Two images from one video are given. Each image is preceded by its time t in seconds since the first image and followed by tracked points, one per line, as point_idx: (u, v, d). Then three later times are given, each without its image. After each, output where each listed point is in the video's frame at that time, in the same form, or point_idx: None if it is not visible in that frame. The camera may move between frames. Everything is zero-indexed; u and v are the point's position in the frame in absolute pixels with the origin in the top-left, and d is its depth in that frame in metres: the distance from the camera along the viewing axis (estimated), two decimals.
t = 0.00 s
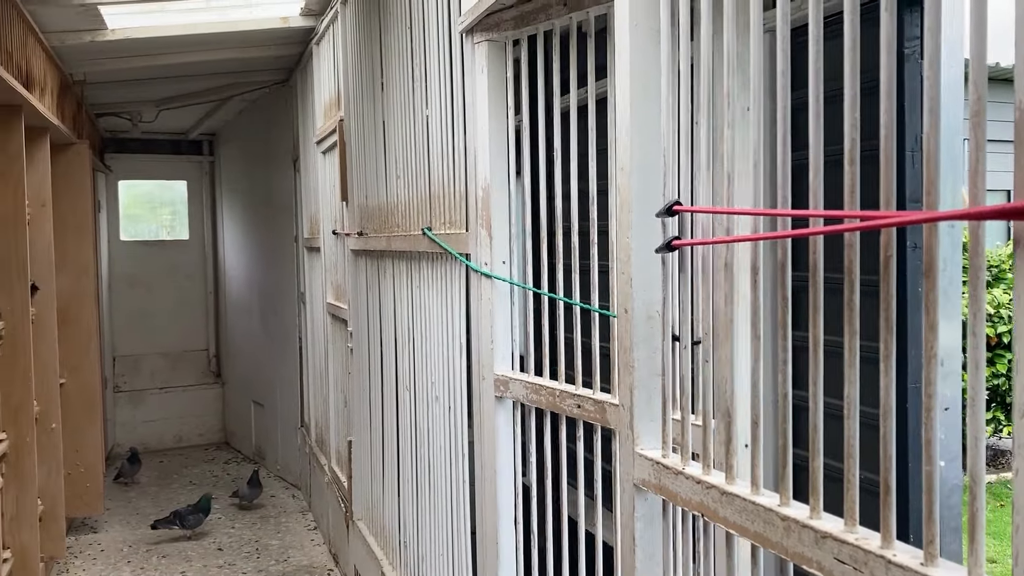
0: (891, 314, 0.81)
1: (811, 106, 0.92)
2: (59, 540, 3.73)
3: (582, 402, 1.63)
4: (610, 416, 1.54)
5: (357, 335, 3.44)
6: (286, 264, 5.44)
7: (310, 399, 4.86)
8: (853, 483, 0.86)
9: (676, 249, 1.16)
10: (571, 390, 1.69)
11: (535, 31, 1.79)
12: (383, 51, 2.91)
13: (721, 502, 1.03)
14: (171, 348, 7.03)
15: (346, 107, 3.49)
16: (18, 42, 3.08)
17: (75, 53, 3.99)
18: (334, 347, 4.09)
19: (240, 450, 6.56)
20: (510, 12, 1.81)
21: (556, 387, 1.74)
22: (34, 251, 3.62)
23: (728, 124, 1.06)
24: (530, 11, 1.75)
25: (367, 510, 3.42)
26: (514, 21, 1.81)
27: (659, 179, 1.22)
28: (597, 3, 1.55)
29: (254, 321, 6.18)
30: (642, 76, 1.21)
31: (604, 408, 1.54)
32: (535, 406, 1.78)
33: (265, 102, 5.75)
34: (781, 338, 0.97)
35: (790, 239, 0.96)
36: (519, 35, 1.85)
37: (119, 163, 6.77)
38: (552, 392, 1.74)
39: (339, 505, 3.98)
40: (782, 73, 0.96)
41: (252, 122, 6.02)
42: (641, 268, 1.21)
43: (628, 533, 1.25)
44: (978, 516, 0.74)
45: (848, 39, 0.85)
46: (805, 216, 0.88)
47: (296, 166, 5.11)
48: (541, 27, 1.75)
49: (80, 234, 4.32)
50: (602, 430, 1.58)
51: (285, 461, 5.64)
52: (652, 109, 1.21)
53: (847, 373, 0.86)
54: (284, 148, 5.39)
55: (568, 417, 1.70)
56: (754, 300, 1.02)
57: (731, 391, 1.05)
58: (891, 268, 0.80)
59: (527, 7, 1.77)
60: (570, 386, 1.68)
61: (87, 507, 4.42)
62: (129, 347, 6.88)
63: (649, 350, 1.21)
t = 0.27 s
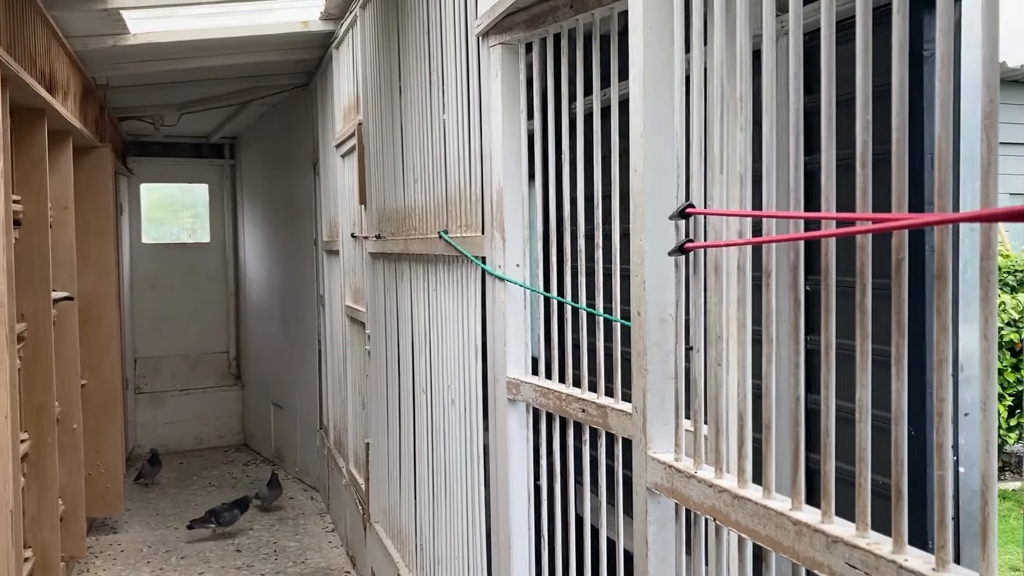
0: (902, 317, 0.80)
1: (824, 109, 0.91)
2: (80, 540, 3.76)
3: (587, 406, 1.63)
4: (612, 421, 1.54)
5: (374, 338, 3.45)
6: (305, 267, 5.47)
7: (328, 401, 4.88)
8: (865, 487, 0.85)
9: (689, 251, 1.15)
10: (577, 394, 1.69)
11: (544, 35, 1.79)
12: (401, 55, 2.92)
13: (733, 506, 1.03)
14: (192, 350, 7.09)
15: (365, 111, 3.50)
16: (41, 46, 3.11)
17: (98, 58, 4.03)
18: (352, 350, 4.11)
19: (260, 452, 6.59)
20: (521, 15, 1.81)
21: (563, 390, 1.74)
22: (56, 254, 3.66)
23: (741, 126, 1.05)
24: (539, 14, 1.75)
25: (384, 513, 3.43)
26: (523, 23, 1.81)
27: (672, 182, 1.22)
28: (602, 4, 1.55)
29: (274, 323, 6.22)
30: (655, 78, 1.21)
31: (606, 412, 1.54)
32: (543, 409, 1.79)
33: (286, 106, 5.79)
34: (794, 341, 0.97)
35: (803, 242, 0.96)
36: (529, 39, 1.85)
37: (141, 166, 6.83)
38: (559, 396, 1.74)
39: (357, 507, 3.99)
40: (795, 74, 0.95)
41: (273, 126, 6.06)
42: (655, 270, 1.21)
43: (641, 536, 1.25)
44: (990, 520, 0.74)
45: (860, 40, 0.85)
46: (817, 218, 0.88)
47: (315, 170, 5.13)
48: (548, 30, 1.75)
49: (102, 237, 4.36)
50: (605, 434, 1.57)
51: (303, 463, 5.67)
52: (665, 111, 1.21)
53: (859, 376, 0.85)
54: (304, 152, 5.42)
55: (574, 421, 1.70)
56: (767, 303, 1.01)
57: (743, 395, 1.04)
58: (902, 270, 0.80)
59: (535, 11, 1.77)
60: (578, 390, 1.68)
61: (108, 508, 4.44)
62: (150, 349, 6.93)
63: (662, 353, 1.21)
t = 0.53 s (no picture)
0: (916, 322, 0.79)
1: (838, 112, 0.91)
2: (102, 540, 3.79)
3: (592, 411, 1.62)
4: (615, 427, 1.54)
5: (393, 342, 3.46)
6: (326, 271, 5.49)
7: (348, 404, 4.90)
8: (879, 494, 0.84)
9: (704, 255, 1.15)
10: (584, 399, 1.69)
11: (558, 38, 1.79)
12: (421, 60, 2.93)
13: (747, 512, 1.02)
14: (215, 353, 7.13)
15: (385, 116, 3.52)
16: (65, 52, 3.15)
17: (122, 63, 4.07)
18: (372, 354, 4.12)
19: (281, 455, 6.62)
20: (534, 20, 1.81)
21: (571, 395, 1.75)
22: (80, 257, 3.70)
23: (755, 129, 1.05)
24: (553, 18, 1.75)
25: (402, 516, 3.44)
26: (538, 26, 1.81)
27: (687, 186, 1.21)
28: (608, 5, 1.55)
29: (295, 327, 6.24)
30: (670, 81, 1.20)
31: (608, 417, 1.54)
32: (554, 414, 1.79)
33: (307, 111, 5.82)
34: (807, 346, 0.96)
35: (818, 246, 0.95)
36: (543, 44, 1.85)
37: (165, 171, 6.89)
38: (568, 401, 1.75)
39: (376, 511, 4.00)
40: (809, 77, 0.95)
41: (295, 131, 6.10)
42: (669, 275, 1.20)
43: (655, 542, 1.24)
44: (1004, 527, 0.73)
45: (873, 43, 0.84)
46: (831, 222, 0.87)
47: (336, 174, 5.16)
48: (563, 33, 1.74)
49: (126, 241, 4.40)
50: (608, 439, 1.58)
51: (324, 466, 5.68)
52: (680, 114, 1.21)
53: (873, 382, 0.85)
54: (325, 156, 5.45)
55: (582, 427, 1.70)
56: (781, 308, 1.01)
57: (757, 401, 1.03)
58: (916, 274, 0.79)
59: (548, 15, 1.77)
60: (587, 396, 1.68)
61: (130, 509, 4.47)
62: (173, 351, 6.99)
63: (676, 358, 1.20)
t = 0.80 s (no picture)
0: (933, 328, 0.78)
1: (854, 116, 0.90)
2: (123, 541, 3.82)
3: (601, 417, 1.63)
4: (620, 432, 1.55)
5: (412, 345, 3.46)
6: (346, 275, 5.51)
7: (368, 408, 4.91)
8: (895, 502, 0.83)
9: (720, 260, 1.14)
10: (592, 405, 1.70)
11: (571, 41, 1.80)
12: (440, 65, 2.93)
13: (762, 519, 1.01)
14: (236, 356, 7.17)
15: (404, 120, 3.53)
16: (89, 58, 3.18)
17: (145, 68, 4.11)
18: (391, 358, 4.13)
19: (301, 458, 6.65)
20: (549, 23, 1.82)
21: (581, 400, 1.75)
22: (103, 261, 3.73)
23: (771, 132, 1.04)
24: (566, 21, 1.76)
25: (420, 520, 3.44)
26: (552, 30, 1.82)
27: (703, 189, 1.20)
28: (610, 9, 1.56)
29: (316, 330, 6.27)
30: (687, 84, 1.20)
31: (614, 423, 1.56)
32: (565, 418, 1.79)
33: (329, 115, 5.85)
34: (823, 352, 0.95)
35: (834, 251, 0.94)
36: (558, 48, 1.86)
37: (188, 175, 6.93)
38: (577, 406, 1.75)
39: (395, 515, 4.00)
40: (825, 80, 0.94)
41: (316, 135, 6.13)
42: (685, 279, 1.20)
43: (670, 548, 1.23)
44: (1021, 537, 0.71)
45: (890, 46, 0.83)
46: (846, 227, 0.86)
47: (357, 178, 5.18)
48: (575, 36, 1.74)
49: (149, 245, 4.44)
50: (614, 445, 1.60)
51: (343, 469, 5.70)
52: (696, 118, 1.20)
53: (889, 388, 0.83)
54: (346, 161, 5.47)
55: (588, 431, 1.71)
56: (797, 313, 1.00)
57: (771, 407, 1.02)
58: (933, 279, 0.78)
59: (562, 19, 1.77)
60: (595, 402, 1.68)
61: (152, 511, 4.54)
62: (195, 354, 7.03)
63: (692, 363, 1.20)
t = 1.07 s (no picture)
0: (952, 331, 0.77)
1: (873, 117, 0.89)
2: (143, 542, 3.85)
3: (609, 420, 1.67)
4: (627, 437, 1.60)
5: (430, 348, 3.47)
6: (366, 279, 5.53)
7: (387, 411, 4.92)
8: (913, 508, 0.82)
9: (737, 262, 1.13)
10: (601, 408, 1.73)
11: (586, 43, 1.80)
12: (459, 69, 2.94)
13: (779, 523, 1.00)
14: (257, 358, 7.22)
15: (424, 124, 3.54)
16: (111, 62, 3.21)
17: (167, 73, 4.14)
18: (410, 360, 4.13)
19: (321, 461, 6.67)
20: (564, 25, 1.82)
21: (591, 404, 1.78)
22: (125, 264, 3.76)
23: (789, 134, 1.03)
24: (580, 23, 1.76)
25: (439, 523, 3.44)
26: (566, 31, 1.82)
27: (719, 191, 1.20)
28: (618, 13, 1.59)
29: (336, 333, 6.30)
30: (703, 86, 1.19)
31: (622, 428, 1.60)
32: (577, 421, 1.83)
33: (349, 120, 5.87)
34: (841, 355, 0.94)
35: (852, 253, 0.93)
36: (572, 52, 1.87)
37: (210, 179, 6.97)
38: (586, 408, 1.79)
39: (413, 517, 4.01)
40: (842, 81, 0.93)
41: (337, 139, 6.15)
42: (703, 282, 1.19)
43: (687, 552, 1.22)
44: None
45: (908, 46, 0.82)
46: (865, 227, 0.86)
47: (377, 182, 5.19)
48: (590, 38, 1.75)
49: (170, 248, 4.47)
50: (620, 448, 1.66)
51: (363, 472, 5.71)
52: (713, 120, 1.19)
53: (908, 392, 0.82)
54: (366, 165, 5.49)
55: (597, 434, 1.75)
56: (814, 317, 0.99)
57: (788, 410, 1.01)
58: (952, 281, 0.77)
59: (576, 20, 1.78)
60: (604, 406, 1.71)
61: (172, 512, 4.55)
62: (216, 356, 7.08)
63: (709, 366, 1.19)
